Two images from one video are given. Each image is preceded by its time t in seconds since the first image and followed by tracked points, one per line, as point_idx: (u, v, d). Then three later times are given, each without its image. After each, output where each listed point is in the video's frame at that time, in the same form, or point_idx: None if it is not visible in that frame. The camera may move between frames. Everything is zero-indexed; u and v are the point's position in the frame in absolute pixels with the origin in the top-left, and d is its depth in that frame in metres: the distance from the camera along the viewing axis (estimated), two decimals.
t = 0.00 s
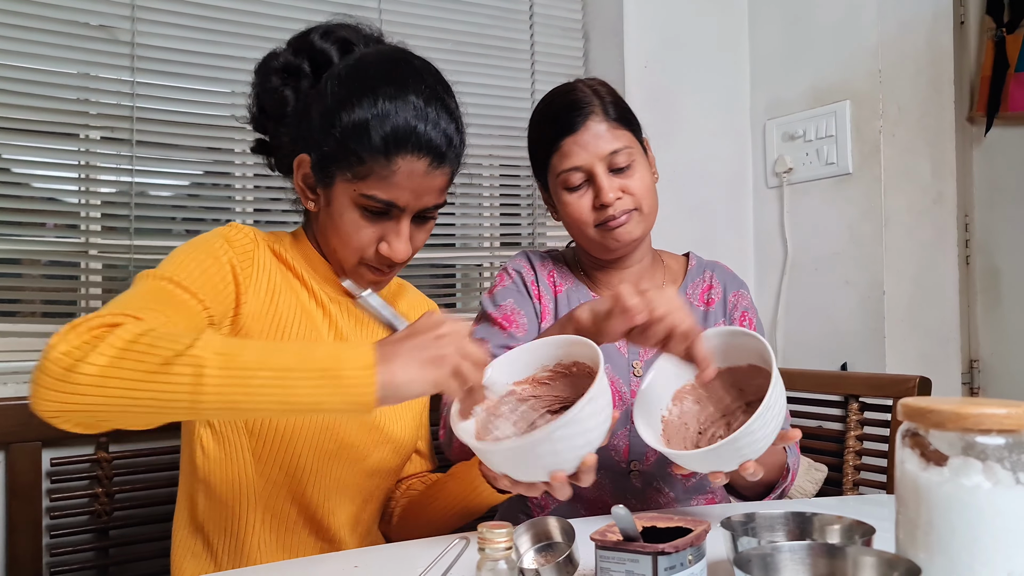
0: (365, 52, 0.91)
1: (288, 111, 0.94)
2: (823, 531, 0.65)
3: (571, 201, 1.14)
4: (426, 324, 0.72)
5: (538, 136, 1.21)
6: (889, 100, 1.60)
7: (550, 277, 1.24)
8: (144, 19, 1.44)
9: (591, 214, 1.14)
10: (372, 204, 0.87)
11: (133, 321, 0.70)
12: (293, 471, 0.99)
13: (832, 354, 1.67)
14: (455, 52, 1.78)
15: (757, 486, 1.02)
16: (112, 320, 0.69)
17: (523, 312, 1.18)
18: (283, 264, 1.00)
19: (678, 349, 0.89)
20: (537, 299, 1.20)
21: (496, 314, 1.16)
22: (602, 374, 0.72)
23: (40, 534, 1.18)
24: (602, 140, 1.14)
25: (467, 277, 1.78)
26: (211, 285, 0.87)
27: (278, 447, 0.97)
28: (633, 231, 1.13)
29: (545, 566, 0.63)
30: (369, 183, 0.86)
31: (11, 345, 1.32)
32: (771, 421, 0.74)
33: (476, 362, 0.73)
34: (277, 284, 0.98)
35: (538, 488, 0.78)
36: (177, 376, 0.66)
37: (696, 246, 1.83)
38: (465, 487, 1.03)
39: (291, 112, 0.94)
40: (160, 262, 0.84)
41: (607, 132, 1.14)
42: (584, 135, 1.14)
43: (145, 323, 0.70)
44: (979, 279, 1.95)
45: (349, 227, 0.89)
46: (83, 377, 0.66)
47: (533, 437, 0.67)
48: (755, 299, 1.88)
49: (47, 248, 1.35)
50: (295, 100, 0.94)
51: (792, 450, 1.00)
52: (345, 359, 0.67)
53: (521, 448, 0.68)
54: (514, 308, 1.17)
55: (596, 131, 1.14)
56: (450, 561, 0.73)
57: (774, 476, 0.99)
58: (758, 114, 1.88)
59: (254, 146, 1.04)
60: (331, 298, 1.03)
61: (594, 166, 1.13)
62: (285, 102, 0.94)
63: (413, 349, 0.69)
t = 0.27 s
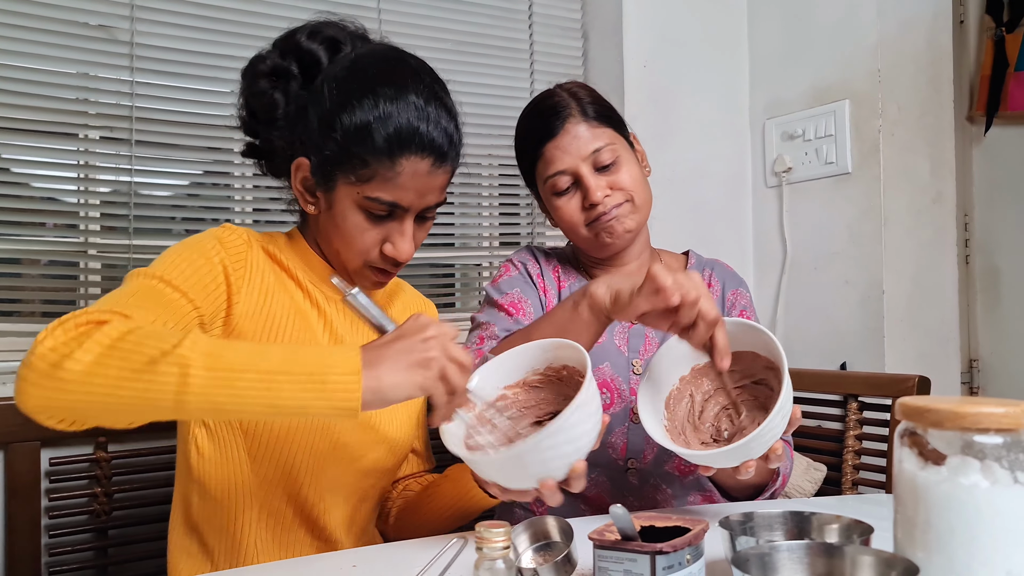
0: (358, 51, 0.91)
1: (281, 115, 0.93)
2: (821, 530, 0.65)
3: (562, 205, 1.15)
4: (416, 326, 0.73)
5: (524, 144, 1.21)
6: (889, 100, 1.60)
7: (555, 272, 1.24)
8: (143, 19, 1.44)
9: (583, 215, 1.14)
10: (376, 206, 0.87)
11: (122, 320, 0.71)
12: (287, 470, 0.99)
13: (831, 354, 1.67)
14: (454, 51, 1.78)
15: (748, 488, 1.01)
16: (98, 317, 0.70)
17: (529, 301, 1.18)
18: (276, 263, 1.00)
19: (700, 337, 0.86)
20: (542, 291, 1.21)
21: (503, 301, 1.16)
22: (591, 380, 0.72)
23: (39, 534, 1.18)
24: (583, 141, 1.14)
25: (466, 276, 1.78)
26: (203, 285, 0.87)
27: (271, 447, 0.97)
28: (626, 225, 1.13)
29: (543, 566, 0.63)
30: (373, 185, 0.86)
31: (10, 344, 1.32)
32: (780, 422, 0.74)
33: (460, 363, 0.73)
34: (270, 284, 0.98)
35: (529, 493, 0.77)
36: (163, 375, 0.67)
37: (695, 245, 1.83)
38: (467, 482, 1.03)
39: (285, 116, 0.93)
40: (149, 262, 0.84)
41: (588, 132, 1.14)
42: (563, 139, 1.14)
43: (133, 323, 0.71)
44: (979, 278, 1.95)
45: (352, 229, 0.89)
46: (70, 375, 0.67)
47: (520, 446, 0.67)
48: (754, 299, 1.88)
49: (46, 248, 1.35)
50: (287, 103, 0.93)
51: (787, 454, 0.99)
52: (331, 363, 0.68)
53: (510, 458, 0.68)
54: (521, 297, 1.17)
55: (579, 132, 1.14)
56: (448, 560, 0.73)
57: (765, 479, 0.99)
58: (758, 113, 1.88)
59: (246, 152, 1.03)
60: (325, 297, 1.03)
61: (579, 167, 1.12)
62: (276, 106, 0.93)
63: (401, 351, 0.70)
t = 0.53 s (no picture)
0: (339, 48, 0.90)
1: (267, 119, 0.93)
2: (823, 530, 0.65)
3: (563, 204, 1.15)
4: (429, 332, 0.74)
5: (528, 140, 1.22)
6: (889, 100, 1.60)
7: (556, 271, 1.24)
8: (143, 19, 1.44)
9: (583, 214, 1.14)
10: (374, 202, 0.87)
11: (143, 345, 0.70)
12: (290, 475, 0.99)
13: (832, 354, 1.67)
14: (455, 52, 1.78)
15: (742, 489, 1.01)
16: (117, 344, 0.69)
17: (530, 299, 1.18)
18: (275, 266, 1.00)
19: (709, 337, 0.86)
20: (543, 290, 1.21)
21: (503, 299, 1.16)
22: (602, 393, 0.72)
23: (40, 535, 1.18)
24: (588, 141, 1.13)
25: (467, 277, 1.78)
26: (206, 297, 0.87)
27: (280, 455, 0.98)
28: (626, 227, 1.13)
29: (545, 567, 0.63)
30: (369, 180, 0.86)
31: (11, 345, 1.32)
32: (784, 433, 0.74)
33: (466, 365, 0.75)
34: (271, 288, 0.98)
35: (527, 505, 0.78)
36: (195, 403, 0.67)
37: (695, 245, 1.83)
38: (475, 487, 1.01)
39: (270, 120, 0.93)
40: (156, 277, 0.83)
41: (593, 132, 1.14)
42: (568, 138, 1.14)
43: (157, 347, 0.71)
44: (979, 279, 1.95)
45: (353, 227, 0.89)
46: (101, 405, 0.65)
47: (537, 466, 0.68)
48: (755, 299, 1.88)
49: (47, 248, 1.35)
50: (274, 108, 0.93)
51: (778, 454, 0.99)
52: (359, 378, 0.68)
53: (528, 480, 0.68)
54: (522, 294, 1.17)
55: (583, 132, 1.14)
56: (450, 561, 0.73)
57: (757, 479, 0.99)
58: (758, 114, 1.88)
59: (230, 161, 1.02)
60: (326, 298, 1.03)
61: (582, 167, 1.13)
62: (259, 110, 0.92)
63: (416, 359, 0.71)
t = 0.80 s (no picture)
0: (329, 45, 0.90)
1: (258, 119, 0.93)
2: (824, 527, 0.65)
3: (557, 193, 1.15)
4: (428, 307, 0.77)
5: (534, 130, 1.22)
6: (890, 98, 1.60)
7: (557, 269, 1.24)
8: (144, 17, 1.44)
9: (575, 206, 1.14)
10: (368, 197, 0.87)
11: (156, 359, 0.72)
12: (291, 477, 0.99)
13: (832, 352, 1.67)
14: (455, 50, 1.78)
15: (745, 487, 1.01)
16: (130, 362, 0.70)
17: (531, 297, 1.18)
18: (271, 267, 1.00)
19: (707, 323, 0.87)
20: (543, 288, 1.21)
21: (503, 298, 1.16)
22: (602, 384, 0.72)
23: (41, 533, 1.18)
24: (589, 134, 1.14)
25: (467, 275, 1.78)
26: (212, 302, 0.86)
27: (281, 457, 0.98)
28: (618, 222, 1.13)
29: (547, 564, 0.63)
30: (363, 176, 0.86)
31: (11, 343, 1.32)
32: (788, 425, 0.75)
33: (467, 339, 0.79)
34: (268, 290, 0.98)
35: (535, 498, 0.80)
36: (213, 408, 0.70)
37: (696, 243, 1.82)
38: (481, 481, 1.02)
39: (263, 119, 0.93)
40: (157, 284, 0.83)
41: (595, 127, 1.14)
42: (571, 130, 1.15)
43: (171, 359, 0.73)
44: (980, 277, 1.95)
45: (348, 224, 0.89)
46: (124, 424, 0.68)
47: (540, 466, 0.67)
48: (755, 297, 1.88)
49: (47, 246, 1.35)
50: (262, 107, 0.93)
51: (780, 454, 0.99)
52: (363, 357, 0.72)
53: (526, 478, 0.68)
54: (522, 293, 1.17)
55: (586, 125, 1.14)
56: (452, 559, 0.73)
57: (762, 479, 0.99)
58: (759, 112, 1.88)
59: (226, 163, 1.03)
60: (325, 298, 1.03)
61: (579, 159, 1.13)
62: (252, 111, 0.93)
63: (419, 338, 0.74)
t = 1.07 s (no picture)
0: (319, 44, 0.90)
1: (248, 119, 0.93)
2: (825, 529, 0.65)
3: (563, 189, 1.15)
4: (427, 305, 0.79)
5: (540, 128, 1.22)
6: (890, 98, 1.60)
7: (556, 270, 1.23)
8: (144, 18, 1.44)
9: (582, 202, 1.14)
10: (357, 197, 0.87)
11: (149, 356, 0.72)
12: (289, 480, 0.99)
13: (832, 353, 1.67)
14: (455, 50, 1.78)
15: (750, 486, 1.01)
16: (125, 360, 0.70)
17: (526, 299, 1.18)
18: (264, 269, 1.00)
19: (687, 318, 0.89)
20: (543, 289, 1.21)
21: (499, 300, 1.16)
22: (592, 385, 0.72)
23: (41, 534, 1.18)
24: (598, 132, 1.14)
25: (468, 276, 1.78)
26: (202, 303, 0.87)
27: (279, 459, 0.98)
28: (625, 219, 1.13)
29: (547, 565, 0.63)
30: (352, 176, 0.86)
31: (12, 344, 1.32)
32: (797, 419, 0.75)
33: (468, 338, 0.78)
34: (262, 292, 0.98)
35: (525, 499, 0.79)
36: (210, 401, 0.70)
37: (696, 244, 1.82)
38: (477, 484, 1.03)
39: (255, 120, 0.93)
40: (153, 287, 0.83)
41: (604, 125, 1.15)
42: (580, 128, 1.15)
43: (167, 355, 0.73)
44: (980, 278, 1.95)
45: (338, 224, 0.90)
46: (119, 417, 0.68)
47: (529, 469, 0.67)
48: (755, 297, 1.88)
49: (47, 247, 1.35)
50: (254, 108, 0.93)
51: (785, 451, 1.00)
52: (362, 349, 0.73)
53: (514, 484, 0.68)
54: (518, 295, 1.18)
55: (595, 124, 1.15)
56: (453, 560, 0.73)
57: (767, 476, 0.99)
58: (759, 112, 1.88)
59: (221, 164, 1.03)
60: (319, 299, 1.03)
61: (587, 156, 1.13)
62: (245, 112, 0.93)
63: (415, 331, 0.75)
